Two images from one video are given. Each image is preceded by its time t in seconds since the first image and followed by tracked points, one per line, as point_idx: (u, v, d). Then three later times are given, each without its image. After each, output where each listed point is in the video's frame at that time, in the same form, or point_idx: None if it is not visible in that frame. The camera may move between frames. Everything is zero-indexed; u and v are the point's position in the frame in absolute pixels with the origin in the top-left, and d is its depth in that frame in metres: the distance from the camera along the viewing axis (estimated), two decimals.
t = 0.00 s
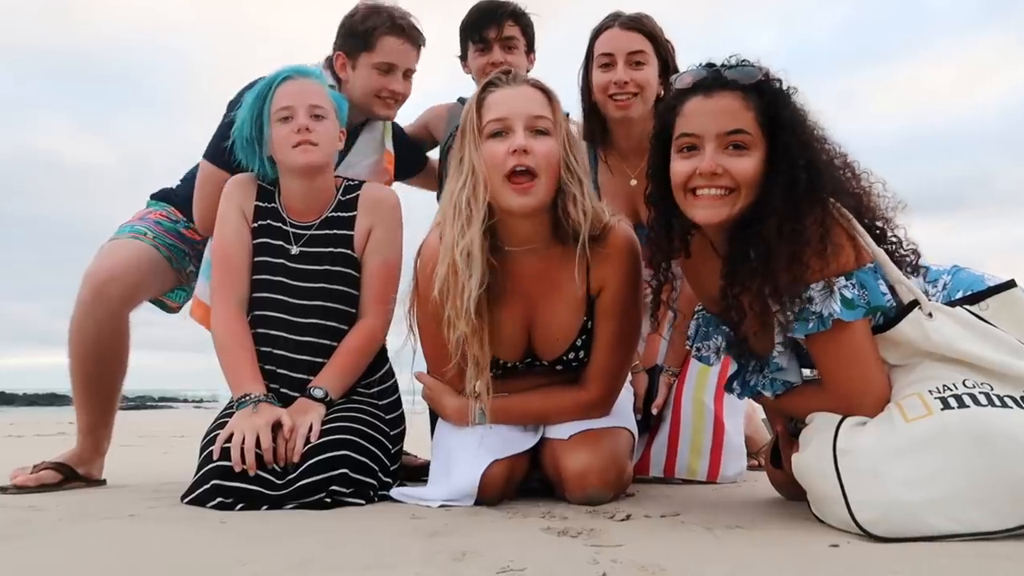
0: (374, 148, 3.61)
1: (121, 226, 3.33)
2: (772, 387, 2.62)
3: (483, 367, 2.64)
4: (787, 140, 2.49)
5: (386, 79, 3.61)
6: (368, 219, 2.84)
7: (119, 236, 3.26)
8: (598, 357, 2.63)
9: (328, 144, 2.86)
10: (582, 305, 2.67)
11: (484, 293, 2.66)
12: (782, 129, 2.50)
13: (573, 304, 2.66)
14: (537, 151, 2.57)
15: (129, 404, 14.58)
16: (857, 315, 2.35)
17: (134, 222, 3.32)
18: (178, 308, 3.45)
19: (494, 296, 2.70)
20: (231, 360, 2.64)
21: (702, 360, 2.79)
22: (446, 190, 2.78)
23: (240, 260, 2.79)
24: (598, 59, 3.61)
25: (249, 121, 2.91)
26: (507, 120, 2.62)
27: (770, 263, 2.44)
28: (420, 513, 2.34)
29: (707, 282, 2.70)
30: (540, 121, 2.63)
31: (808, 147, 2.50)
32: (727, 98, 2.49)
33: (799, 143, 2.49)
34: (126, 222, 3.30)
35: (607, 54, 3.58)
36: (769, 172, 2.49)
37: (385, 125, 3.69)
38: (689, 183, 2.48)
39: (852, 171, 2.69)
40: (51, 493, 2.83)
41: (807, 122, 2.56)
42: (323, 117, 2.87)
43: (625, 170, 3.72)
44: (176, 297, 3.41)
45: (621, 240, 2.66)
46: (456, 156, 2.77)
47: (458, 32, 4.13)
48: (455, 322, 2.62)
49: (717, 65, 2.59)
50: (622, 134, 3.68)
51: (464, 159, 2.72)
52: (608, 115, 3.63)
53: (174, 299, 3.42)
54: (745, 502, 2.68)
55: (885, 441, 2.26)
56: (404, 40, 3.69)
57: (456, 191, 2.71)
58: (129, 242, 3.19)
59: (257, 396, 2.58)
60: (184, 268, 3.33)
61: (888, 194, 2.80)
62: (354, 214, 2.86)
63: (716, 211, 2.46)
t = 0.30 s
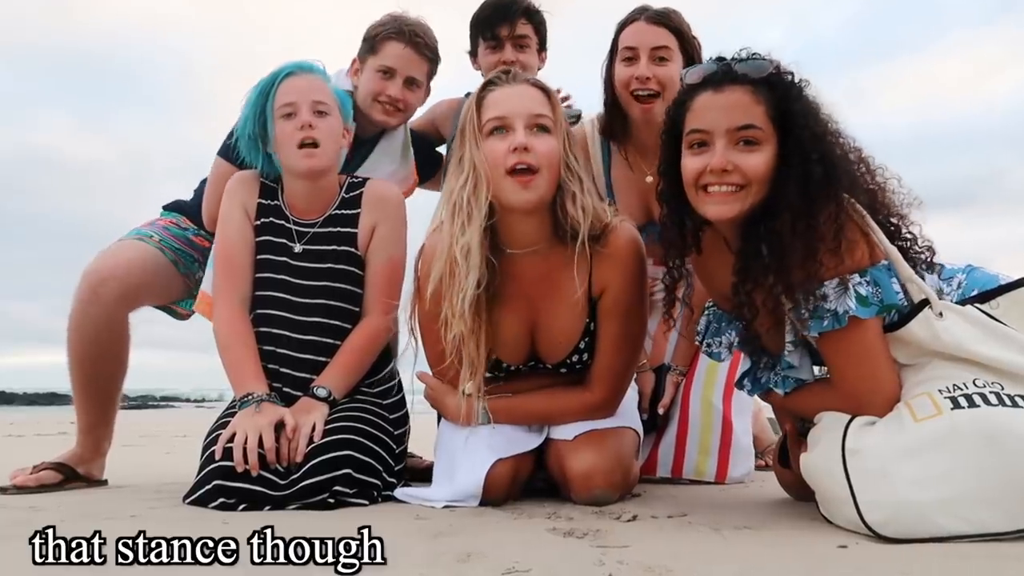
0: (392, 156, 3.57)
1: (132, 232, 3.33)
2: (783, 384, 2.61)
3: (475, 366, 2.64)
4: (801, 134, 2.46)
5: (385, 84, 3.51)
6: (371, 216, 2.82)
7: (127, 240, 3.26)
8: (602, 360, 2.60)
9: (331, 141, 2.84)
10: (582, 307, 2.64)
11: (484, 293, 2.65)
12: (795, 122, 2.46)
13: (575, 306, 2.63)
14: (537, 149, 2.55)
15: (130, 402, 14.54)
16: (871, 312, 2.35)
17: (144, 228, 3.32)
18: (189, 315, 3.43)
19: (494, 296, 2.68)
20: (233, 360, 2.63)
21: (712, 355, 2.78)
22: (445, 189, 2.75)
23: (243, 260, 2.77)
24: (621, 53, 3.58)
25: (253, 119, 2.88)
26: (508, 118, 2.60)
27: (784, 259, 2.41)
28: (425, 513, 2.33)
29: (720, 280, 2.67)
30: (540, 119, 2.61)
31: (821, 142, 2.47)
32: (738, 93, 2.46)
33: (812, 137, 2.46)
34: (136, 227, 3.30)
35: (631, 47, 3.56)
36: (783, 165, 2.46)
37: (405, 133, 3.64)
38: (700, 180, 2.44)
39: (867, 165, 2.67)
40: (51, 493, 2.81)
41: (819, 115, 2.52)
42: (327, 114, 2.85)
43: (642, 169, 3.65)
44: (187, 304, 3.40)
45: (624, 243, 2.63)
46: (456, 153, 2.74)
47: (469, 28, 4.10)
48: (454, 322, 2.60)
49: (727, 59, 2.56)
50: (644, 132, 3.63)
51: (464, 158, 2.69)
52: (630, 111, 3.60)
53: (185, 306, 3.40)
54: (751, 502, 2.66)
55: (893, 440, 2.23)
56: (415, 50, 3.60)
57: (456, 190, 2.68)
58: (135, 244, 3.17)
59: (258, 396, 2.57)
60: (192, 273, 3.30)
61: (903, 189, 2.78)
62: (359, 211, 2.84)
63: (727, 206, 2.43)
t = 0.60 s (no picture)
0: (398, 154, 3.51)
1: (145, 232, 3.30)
2: (792, 385, 2.57)
3: (487, 366, 2.60)
4: (804, 126, 2.42)
5: (385, 81, 3.49)
6: (377, 212, 2.80)
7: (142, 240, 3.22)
8: (608, 362, 2.56)
9: (336, 137, 2.81)
10: (588, 303, 2.62)
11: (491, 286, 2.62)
12: (796, 114, 2.43)
13: (582, 302, 2.61)
14: (546, 137, 2.53)
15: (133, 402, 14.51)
16: (883, 310, 2.32)
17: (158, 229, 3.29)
18: (198, 319, 3.41)
19: (499, 290, 2.66)
20: (236, 359, 2.60)
21: (721, 356, 2.73)
22: (450, 181, 2.73)
23: (247, 260, 2.75)
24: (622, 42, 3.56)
25: (255, 113, 2.87)
26: (513, 109, 2.57)
27: (795, 256, 2.38)
28: (430, 514, 2.30)
29: (727, 279, 2.64)
30: (546, 108, 2.59)
31: (822, 132, 2.44)
32: (736, 86, 2.43)
33: (815, 128, 2.43)
34: (150, 227, 3.27)
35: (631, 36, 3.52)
36: (788, 158, 2.42)
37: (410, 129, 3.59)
38: (703, 179, 2.41)
39: (876, 161, 2.63)
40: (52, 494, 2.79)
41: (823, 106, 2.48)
42: (331, 109, 2.83)
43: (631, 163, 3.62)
44: (198, 307, 3.38)
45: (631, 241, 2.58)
46: (460, 144, 2.72)
47: (473, 25, 4.07)
48: (462, 317, 2.58)
49: (726, 54, 2.53)
50: (633, 125, 3.60)
51: (469, 150, 2.67)
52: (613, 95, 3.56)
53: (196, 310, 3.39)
54: (761, 503, 2.62)
55: (905, 440, 2.20)
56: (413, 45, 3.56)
57: (461, 183, 2.66)
58: (150, 244, 3.15)
59: (261, 396, 2.54)
60: (205, 275, 3.28)
61: (914, 186, 2.74)
62: (363, 208, 2.82)
63: (737, 199, 2.38)
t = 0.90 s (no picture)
0: (403, 154, 3.48)
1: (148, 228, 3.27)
2: (805, 386, 2.52)
3: (496, 366, 2.58)
4: (814, 118, 2.38)
5: (391, 76, 3.45)
6: (383, 208, 2.77)
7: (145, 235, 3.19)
8: (618, 362, 2.53)
9: (340, 131, 2.78)
10: (599, 302, 2.58)
11: (499, 285, 2.59)
12: (805, 104, 2.39)
13: (592, 301, 2.58)
14: (556, 131, 2.51)
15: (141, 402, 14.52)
16: (897, 308, 2.26)
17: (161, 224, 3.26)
18: (203, 314, 3.39)
19: (508, 289, 2.63)
20: (242, 358, 2.58)
21: (731, 354, 2.70)
22: (457, 179, 2.69)
23: (253, 258, 2.73)
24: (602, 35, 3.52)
25: (259, 107, 2.84)
26: (522, 104, 2.55)
27: (807, 249, 2.34)
28: (438, 515, 2.27)
29: (738, 277, 2.59)
30: (554, 103, 2.57)
31: (832, 121, 2.39)
32: (744, 77, 2.39)
33: (824, 118, 2.38)
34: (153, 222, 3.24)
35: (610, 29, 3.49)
36: (795, 150, 2.38)
37: (416, 126, 3.56)
38: (713, 171, 2.37)
39: (888, 155, 2.58)
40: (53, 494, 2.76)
41: (834, 97, 2.44)
42: (336, 103, 2.80)
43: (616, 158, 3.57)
44: (203, 303, 3.35)
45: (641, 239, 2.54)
46: (467, 141, 2.69)
47: (484, 23, 4.03)
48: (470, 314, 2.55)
49: (734, 46, 2.49)
50: (615, 120, 3.56)
51: (477, 146, 2.64)
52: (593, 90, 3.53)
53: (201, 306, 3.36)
54: (774, 504, 2.58)
55: (920, 439, 2.15)
56: (418, 36, 3.53)
57: (469, 180, 2.62)
58: (153, 240, 3.12)
59: (266, 395, 2.51)
60: (210, 270, 3.25)
61: (926, 179, 2.69)
62: (368, 203, 2.79)
63: (751, 189, 2.35)
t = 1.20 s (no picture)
0: (414, 150, 3.44)
1: (148, 217, 3.24)
2: (821, 384, 2.46)
3: (497, 370, 2.53)
4: (833, 111, 2.32)
5: (403, 69, 3.42)
6: (391, 203, 2.73)
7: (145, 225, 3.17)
8: (627, 366, 2.49)
9: (347, 123, 2.74)
10: (606, 306, 2.54)
11: (501, 288, 2.55)
12: (825, 97, 2.33)
13: (599, 305, 2.53)
14: (566, 131, 2.44)
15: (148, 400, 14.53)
16: (916, 306, 2.20)
17: (161, 213, 3.23)
18: (205, 305, 3.36)
19: (513, 290, 2.59)
20: (247, 355, 2.54)
21: (745, 352, 2.65)
22: (466, 177, 2.65)
23: (259, 253, 2.70)
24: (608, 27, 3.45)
25: (264, 100, 2.80)
26: (534, 101, 2.50)
27: (821, 246, 2.29)
28: (447, 515, 2.23)
29: (753, 274, 2.54)
30: (567, 101, 2.51)
31: (852, 116, 2.34)
32: (763, 70, 2.34)
33: (844, 112, 2.33)
34: (153, 212, 3.22)
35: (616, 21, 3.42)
36: (812, 144, 2.33)
37: (427, 122, 3.50)
38: (729, 165, 2.33)
39: (908, 149, 2.52)
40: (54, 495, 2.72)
41: (854, 90, 2.38)
42: (343, 95, 2.76)
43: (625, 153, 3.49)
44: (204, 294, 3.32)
45: (650, 237, 2.50)
46: (479, 139, 2.65)
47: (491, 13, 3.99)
48: (473, 317, 2.50)
49: (754, 36, 2.44)
50: (621, 114, 3.48)
51: (488, 145, 2.59)
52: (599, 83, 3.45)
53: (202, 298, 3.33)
54: (791, 504, 2.53)
55: (938, 438, 2.10)
56: (433, 29, 3.49)
57: (477, 177, 2.58)
58: (153, 232, 3.09)
59: (272, 393, 2.48)
60: (211, 261, 3.23)
61: (948, 176, 2.63)
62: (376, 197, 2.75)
63: (765, 185, 2.30)
